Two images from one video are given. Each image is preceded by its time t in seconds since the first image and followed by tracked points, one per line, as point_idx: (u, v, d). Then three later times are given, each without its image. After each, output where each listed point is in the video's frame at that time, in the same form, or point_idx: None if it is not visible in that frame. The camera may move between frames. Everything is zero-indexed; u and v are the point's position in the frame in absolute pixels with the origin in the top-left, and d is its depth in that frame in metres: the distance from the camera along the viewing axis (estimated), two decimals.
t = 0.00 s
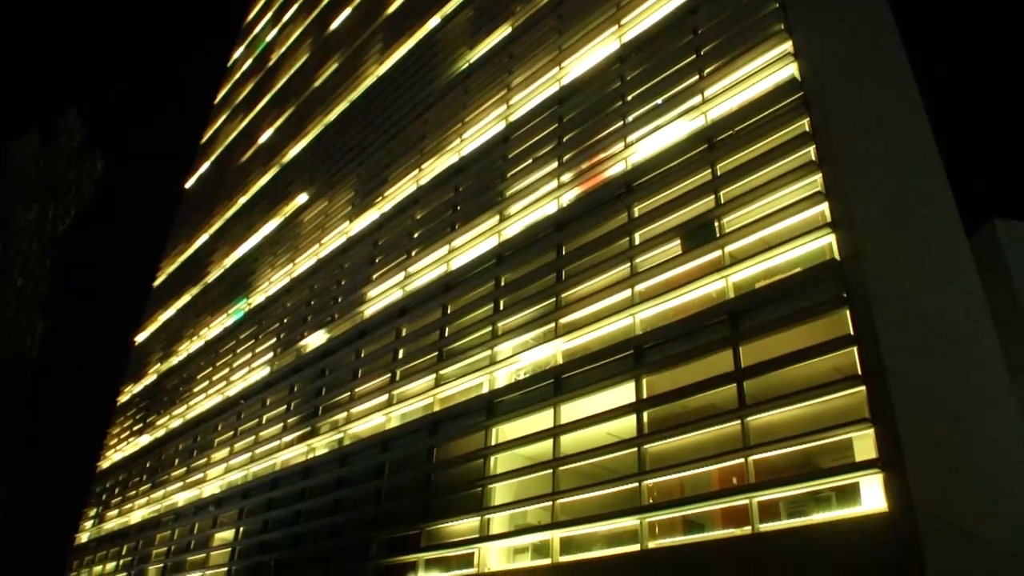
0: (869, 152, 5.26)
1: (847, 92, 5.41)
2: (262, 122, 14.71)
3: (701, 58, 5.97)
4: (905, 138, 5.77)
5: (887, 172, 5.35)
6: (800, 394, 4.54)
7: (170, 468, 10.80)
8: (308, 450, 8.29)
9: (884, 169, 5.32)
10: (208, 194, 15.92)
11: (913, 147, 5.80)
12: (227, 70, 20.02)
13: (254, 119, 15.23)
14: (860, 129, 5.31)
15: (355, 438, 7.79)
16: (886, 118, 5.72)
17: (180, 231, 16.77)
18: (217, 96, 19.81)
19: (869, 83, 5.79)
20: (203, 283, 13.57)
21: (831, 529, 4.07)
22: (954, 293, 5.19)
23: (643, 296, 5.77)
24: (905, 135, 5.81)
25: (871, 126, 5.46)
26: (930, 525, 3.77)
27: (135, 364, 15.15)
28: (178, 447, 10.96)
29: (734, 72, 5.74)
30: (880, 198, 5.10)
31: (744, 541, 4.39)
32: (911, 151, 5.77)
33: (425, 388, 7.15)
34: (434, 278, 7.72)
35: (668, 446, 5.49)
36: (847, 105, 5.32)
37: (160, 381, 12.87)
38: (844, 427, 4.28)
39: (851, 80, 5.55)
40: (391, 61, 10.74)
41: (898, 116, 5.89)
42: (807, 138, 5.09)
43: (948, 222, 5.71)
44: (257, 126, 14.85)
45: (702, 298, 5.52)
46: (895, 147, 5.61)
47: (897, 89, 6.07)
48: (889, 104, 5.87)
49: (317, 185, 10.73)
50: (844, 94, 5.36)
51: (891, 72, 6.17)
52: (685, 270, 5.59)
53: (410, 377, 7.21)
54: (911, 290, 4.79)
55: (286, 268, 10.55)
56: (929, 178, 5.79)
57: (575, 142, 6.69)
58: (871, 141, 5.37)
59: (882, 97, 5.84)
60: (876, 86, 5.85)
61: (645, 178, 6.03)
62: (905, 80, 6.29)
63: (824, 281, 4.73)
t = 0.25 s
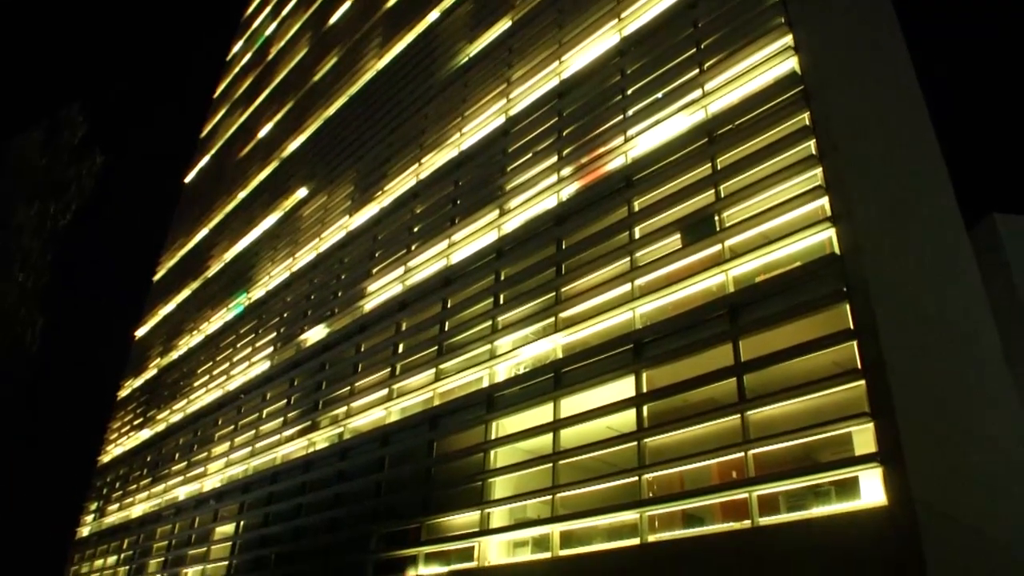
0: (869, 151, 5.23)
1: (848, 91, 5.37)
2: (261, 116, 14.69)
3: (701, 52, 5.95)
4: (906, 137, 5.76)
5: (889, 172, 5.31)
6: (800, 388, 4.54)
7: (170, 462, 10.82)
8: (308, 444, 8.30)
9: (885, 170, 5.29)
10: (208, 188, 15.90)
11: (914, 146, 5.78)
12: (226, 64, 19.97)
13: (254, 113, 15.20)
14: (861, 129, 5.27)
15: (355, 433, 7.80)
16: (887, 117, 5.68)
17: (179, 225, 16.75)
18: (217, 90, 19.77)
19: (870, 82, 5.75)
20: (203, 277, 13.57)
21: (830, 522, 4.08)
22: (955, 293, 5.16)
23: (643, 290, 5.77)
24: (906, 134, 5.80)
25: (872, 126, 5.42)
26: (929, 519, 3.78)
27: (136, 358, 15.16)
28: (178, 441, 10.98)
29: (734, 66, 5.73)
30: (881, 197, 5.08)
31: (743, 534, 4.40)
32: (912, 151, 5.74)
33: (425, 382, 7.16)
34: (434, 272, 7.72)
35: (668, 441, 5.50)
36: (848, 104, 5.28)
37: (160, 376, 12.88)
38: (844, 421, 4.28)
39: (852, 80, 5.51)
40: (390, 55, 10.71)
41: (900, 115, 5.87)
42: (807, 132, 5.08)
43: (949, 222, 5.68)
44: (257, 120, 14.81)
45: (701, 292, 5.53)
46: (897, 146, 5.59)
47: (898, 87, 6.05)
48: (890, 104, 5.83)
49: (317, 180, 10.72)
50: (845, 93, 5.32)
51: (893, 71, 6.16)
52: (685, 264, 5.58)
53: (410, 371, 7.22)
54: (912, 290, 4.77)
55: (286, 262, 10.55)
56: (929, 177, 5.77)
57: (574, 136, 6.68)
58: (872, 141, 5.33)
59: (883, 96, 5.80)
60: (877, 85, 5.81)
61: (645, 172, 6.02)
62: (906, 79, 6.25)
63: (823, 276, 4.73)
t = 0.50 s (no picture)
0: (870, 151, 5.19)
1: (849, 90, 5.33)
2: (262, 110, 14.67)
3: (702, 45, 5.94)
4: (910, 136, 5.73)
5: (890, 169, 5.29)
6: (800, 381, 4.54)
7: (171, 456, 10.85)
8: (309, 438, 8.32)
9: (886, 169, 5.25)
10: (208, 182, 15.89)
11: (916, 144, 5.76)
12: (226, 57, 19.94)
13: (254, 107, 15.18)
14: (862, 128, 5.23)
15: (355, 426, 7.81)
16: (889, 114, 5.66)
17: (180, 219, 16.75)
18: (217, 83, 19.73)
19: (871, 80, 5.70)
20: (204, 272, 13.57)
21: (829, 516, 4.08)
22: (956, 294, 5.12)
23: (644, 284, 5.77)
24: (909, 132, 5.78)
25: (872, 125, 5.38)
26: (929, 512, 3.78)
27: (136, 352, 15.18)
28: (179, 435, 11.00)
29: (734, 60, 5.72)
30: (883, 193, 5.05)
31: (743, 527, 4.41)
32: (913, 149, 5.69)
33: (425, 376, 7.16)
34: (435, 266, 7.72)
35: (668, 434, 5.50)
36: (849, 102, 5.24)
37: (161, 370, 12.89)
38: (844, 415, 4.28)
39: (853, 78, 5.46)
40: (390, 49, 10.69)
41: (903, 113, 5.85)
42: (808, 126, 5.06)
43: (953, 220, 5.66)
44: (257, 114, 14.79)
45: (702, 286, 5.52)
46: (899, 143, 5.57)
47: (901, 85, 6.03)
48: (891, 102, 5.78)
49: (317, 173, 10.72)
50: (847, 92, 5.28)
51: (896, 69, 6.14)
52: (685, 258, 5.58)
53: (411, 364, 7.22)
54: (913, 290, 4.73)
55: (286, 256, 10.55)
56: (932, 176, 5.75)
57: (574, 129, 6.67)
58: (872, 140, 5.29)
59: (884, 95, 5.76)
60: (878, 84, 5.76)
61: (645, 165, 6.02)
62: (907, 78, 6.20)
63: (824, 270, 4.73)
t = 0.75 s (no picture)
0: (873, 146, 5.16)
1: (851, 88, 5.29)
2: (262, 103, 14.64)
3: (703, 37, 5.92)
4: (912, 130, 5.72)
5: (892, 162, 5.28)
6: (801, 374, 4.54)
7: (173, 449, 10.88)
8: (310, 430, 8.34)
9: (889, 166, 5.23)
10: (208, 175, 15.87)
11: (919, 137, 5.75)
12: (226, 50, 19.88)
13: (254, 100, 15.16)
14: (864, 124, 5.20)
15: (356, 419, 7.83)
16: (892, 107, 5.65)
17: (180, 212, 16.74)
18: (217, 76, 19.68)
19: (874, 78, 5.66)
20: (204, 265, 13.57)
21: (829, 508, 4.09)
22: (959, 295, 5.08)
23: (645, 276, 5.77)
24: (911, 125, 5.77)
25: (875, 120, 5.35)
26: (929, 504, 3.79)
27: (138, 345, 15.20)
28: (180, 428, 11.03)
29: (736, 52, 5.71)
30: (885, 186, 5.05)
31: (743, 518, 4.41)
32: (915, 143, 5.68)
33: (426, 369, 7.18)
34: (435, 258, 7.73)
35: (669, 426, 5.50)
36: (851, 100, 5.20)
37: (162, 363, 12.92)
38: (844, 407, 4.28)
39: (855, 76, 5.42)
40: (390, 41, 10.66)
41: (905, 106, 5.84)
42: (809, 118, 5.05)
43: (954, 214, 5.65)
44: (257, 108, 14.77)
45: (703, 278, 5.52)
46: (901, 136, 5.55)
47: (903, 78, 6.02)
48: (893, 95, 5.77)
49: (318, 166, 10.70)
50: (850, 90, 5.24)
51: (899, 62, 6.13)
52: (686, 251, 5.58)
53: (412, 357, 7.23)
54: (915, 283, 4.73)
55: (287, 249, 10.55)
56: (935, 170, 5.74)
57: (575, 122, 6.66)
58: (875, 136, 5.26)
59: (887, 93, 5.71)
60: (882, 82, 5.71)
61: (646, 158, 6.01)
62: (910, 72, 6.19)
63: (824, 262, 4.73)
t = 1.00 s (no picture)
0: (873, 141, 5.15)
1: (853, 87, 5.25)
2: (262, 97, 14.62)
3: (704, 31, 5.91)
4: (913, 125, 5.71)
5: (893, 157, 5.27)
6: (802, 368, 4.53)
7: (174, 443, 10.90)
8: (311, 425, 8.35)
9: (890, 160, 5.22)
10: (208, 169, 15.86)
11: (919, 132, 5.75)
12: (226, 44, 19.84)
13: (254, 95, 15.14)
14: (865, 118, 5.19)
15: (357, 413, 7.84)
16: (893, 102, 5.64)
17: (181, 207, 16.73)
18: (217, 70, 19.65)
19: (877, 73, 5.66)
20: (204, 260, 13.57)
21: (829, 501, 4.10)
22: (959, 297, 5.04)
23: (645, 270, 5.77)
24: (912, 121, 5.76)
25: (876, 115, 5.34)
26: (929, 498, 3.80)
27: (138, 340, 15.21)
28: (181, 422, 11.05)
29: (737, 46, 5.70)
30: (886, 181, 5.04)
31: (742, 511, 4.43)
32: (916, 138, 5.67)
33: (427, 363, 7.18)
34: (436, 253, 7.73)
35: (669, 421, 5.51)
36: (853, 93, 5.21)
37: (163, 357, 12.93)
38: (845, 402, 4.27)
39: (856, 76, 5.37)
40: (390, 35, 10.64)
41: (906, 101, 5.83)
42: (810, 112, 5.04)
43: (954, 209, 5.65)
44: (257, 102, 14.75)
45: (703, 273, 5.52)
46: (902, 131, 5.54)
47: (905, 74, 6.01)
48: (895, 90, 5.76)
49: (318, 160, 10.70)
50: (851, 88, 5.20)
51: (900, 57, 6.12)
52: (687, 245, 5.57)
53: (412, 351, 7.24)
54: (915, 277, 4.72)
55: (288, 243, 10.55)
56: (935, 165, 5.73)
57: (576, 116, 6.65)
58: (875, 130, 5.25)
59: (889, 94, 5.67)
60: (883, 77, 5.70)
61: (647, 152, 6.00)
62: (911, 67, 6.18)
63: (825, 257, 4.72)
